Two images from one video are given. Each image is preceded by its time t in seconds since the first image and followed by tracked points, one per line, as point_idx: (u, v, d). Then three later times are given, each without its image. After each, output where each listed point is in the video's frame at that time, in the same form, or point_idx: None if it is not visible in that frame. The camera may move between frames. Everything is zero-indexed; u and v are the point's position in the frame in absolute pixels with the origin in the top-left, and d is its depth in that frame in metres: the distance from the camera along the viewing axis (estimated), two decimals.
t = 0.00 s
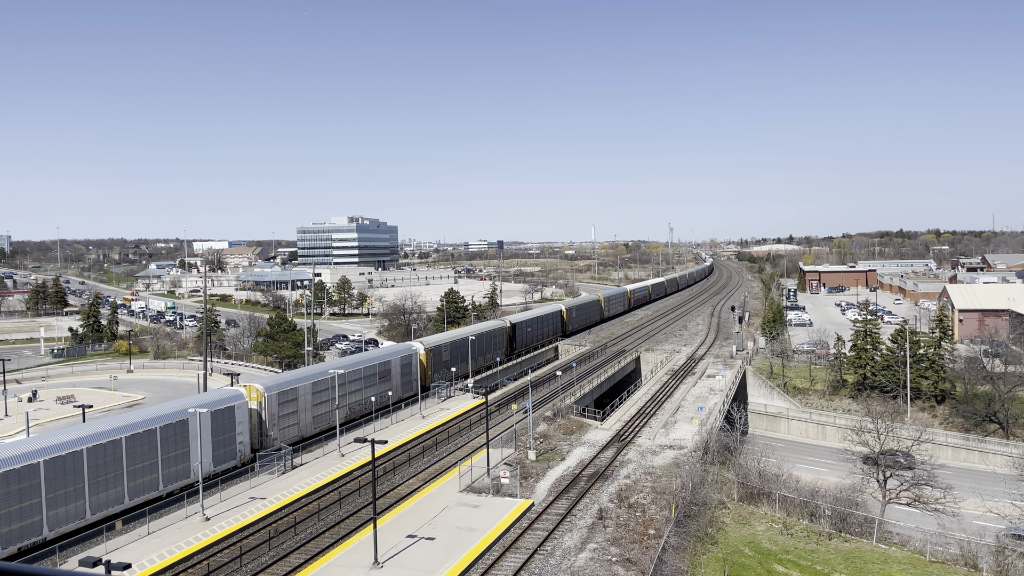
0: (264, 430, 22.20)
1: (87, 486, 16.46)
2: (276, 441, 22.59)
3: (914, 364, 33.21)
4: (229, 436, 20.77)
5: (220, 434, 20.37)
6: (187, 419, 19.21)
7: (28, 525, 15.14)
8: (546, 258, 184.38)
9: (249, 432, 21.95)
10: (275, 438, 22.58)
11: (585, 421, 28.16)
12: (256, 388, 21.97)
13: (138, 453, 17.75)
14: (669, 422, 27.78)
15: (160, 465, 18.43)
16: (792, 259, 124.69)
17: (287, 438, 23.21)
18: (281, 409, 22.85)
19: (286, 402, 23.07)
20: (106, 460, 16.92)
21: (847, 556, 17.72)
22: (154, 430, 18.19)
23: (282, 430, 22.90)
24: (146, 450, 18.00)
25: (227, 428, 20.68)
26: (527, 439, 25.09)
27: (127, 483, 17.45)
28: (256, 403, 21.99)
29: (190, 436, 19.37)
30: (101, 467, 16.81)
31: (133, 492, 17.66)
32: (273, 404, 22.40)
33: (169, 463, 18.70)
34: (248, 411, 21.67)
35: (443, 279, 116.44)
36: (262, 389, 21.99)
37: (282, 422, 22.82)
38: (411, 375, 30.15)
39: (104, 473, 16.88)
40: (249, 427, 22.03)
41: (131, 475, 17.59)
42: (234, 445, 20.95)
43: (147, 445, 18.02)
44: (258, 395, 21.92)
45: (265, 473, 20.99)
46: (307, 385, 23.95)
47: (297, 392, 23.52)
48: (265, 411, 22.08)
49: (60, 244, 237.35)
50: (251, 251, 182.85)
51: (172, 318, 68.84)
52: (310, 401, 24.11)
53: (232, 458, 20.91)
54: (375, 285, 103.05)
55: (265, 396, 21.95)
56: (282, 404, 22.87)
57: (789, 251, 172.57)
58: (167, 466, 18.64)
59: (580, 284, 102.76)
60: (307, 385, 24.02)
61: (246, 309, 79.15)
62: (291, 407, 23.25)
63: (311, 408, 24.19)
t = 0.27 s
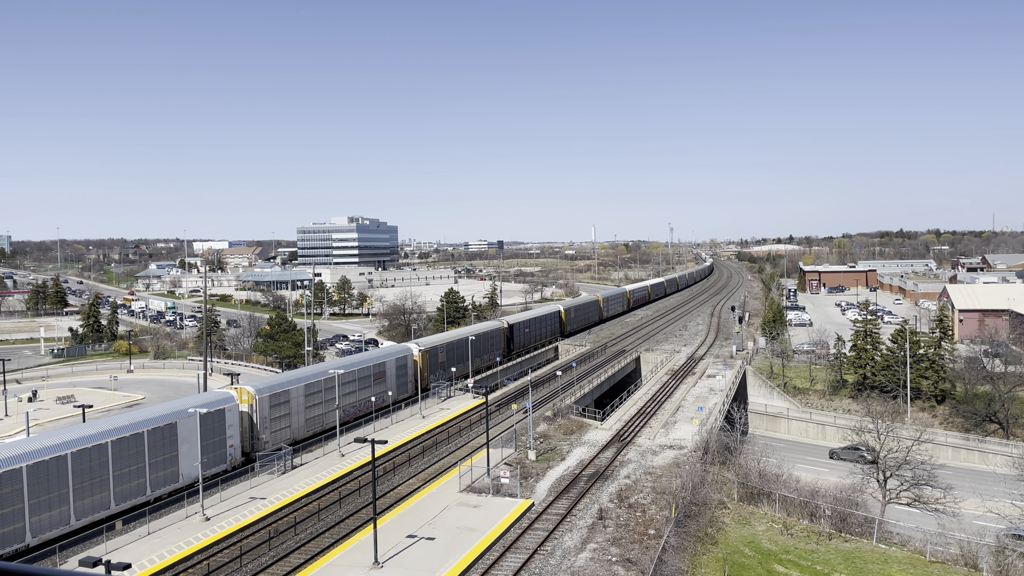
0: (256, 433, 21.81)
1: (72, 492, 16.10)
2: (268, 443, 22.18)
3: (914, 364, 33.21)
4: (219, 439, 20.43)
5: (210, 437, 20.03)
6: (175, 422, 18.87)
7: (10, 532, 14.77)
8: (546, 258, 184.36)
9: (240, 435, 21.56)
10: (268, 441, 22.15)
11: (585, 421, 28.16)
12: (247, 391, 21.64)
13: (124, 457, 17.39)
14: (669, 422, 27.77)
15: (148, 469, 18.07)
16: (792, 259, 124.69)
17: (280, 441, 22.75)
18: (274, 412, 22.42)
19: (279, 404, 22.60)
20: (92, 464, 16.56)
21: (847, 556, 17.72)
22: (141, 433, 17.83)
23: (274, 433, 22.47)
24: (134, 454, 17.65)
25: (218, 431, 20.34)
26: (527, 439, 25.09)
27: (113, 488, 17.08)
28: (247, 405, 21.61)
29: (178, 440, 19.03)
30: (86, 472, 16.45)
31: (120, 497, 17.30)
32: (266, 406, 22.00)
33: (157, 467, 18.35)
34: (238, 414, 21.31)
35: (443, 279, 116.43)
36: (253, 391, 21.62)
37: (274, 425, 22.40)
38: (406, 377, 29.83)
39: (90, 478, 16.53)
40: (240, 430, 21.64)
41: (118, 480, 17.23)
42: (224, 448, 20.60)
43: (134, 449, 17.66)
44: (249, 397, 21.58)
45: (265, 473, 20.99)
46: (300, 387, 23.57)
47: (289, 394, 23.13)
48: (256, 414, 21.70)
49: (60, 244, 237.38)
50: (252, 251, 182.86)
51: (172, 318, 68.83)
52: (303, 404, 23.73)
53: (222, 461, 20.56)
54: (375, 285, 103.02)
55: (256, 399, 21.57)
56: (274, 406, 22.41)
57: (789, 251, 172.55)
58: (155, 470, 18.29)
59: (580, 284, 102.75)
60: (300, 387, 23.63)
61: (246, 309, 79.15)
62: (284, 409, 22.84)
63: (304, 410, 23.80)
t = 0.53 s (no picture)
0: (247, 437, 21.53)
1: (55, 498, 15.75)
2: (259, 447, 21.89)
3: (914, 364, 33.22)
4: (209, 442, 20.12)
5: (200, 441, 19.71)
6: (163, 426, 18.50)
7: None
8: (547, 258, 184.35)
9: (230, 438, 21.32)
10: (259, 445, 21.87)
11: (585, 421, 28.16)
12: (238, 393, 21.34)
13: (109, 462, 16.99)
14: (669, 422, 27.79)
15: (134, 473, 17.70)
16: (792, 259, 124.73)
17: (272, 444, 22.45)
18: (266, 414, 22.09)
19: (271, 406, 22.29)
20: (75, 470, 16.19)
21: (847, 556, 17.72)
22: (128, 437, 17.45)
23: (266, 436, 22.16)
24: (119, 459, 17.25)
25: (208, 434, 20.06)
26: (527, 439, 25.09)
27: (98, 493, 16.71)
28: (238, 408, 21.30)
29: (167, 443, 18.67)
30: (70, 477, 16.09)
31: (105, 502, 16.92)
32: (257, 408, 21.69)
33: (143, 472, 17.98)
34: (229, 417, 21.04)
35: (443, 279, 116.43)
36: (245, 394, 21.33)
37: (266, 428, 22.09)
38: (400, 378, 29.59)
39: (74, 483, 16.17)
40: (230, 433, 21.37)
41: (103, 485, 16.84)
42: (214, 452, 20.32)
43: (121, 453, 17.31)
44: (241, 399, 21.29)
45: (265, 473, 20.98)
46: (292, 390, 23.28)
47: (281, 397, 22.82)
48: (247, 417, 21.40)
49: (60, 244, 237.32)
50: (251, 250, 182.81)
51: (172, 318, 68.80)
52: (295, 406, 23.44)
53: (212, 465, 20.28)
54: (375, 285, 103.01)
55: (247, 401, 21.25)
56: (267, 408, 22.10)
57: (789, 251, 172.49)
58: (142, 474, 17.96)
59: (580, 284, 102.74)
60: (292, 390, 23.34)
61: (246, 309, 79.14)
62: (275, 412, 22.48)
63: (296, 413, 23.51)
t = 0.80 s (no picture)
0: (237, 440, 21.18)
1: (38, 503, 15.37)
2: (250, 451, 21.54)
3: (914, 364, 33.22)
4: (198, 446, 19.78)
5: (188, 444, 19.37)
6: (152, 429, 18.16)
7: None
8: (546, 258, 184.32)
9: (220, 442, 21.01)
10: (250, 448, 21.54)
11: (585, 421, 28.16)
12: (228, 396, 20.94)
13: (94, 467, 16.62)
14: (669, 422, 27.78)
15: (121, 478, 17.34)
16: (792, 259, 124.79)
17: (263, 448, 22.11)
18: (257, 417, 21.74)
19: (262, 409, 21.93)
20: (59, 474, 15.82)
21: (847, 556, 17.71)
22: (115, 440, 17.12)
23: (257, 440, 21.82)
24: (104, 463, 16.88)
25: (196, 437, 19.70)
26: (527, 439, 25.09)
27: (83, 498, 16.34)
28: (229, 411, 20.96)
29: (155, 447, 18.32)
30: (54, 482, 15.73)
31: (91, 508, 16.55)
32: (248, 412, 21.35)
33: (130, 477, 17.61)
34: (218, 420, 20.71)
35: (443, 279, 116.40)
36: (234, 397, 20.95)
37: (258, 430, 21.75)
38: (396, 379, 29.27)
39: (58, 488, 15.80)
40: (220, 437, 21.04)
41: (88, 490, 16.47)
42: (204, 456, 19.98)
43: (106, 458, 16.94)
44: (231, 402, 20.89)
45: (265, 473, 20.98)
46: (284, 392, 22.95)
47: (273, 399, 22.45)
48: (238, 420, 21.05)
49: (60, 244, 237.29)
50: (252, 250, 182.78)
51: (172, 318, 68.80)
52: (287, 409, 23.08)
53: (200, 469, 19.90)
54: (375, 285, 102.99)
55: (238, 404, 20.91)
56: (258, 412, 21.76)
57: (789, 251, 172.52)
58: (129, 479, 17.58)
59: (580, 284, 102.74)
60: (284, 392, 23.00)
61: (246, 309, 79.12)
62: (267, 416, 22.14)
63: (288, 415, 23.18)
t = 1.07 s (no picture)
0: (227, 444, 20.82)
1: (21, 510, 14.98)
2: (240, 455, 21.19)
3: (914, 364, 33.22)
4: (187, 449, 19.40)
5: (177, 448, 18.99)
6: (139, 433, 17.77)
7: None
8: (546, 258, 184.26)
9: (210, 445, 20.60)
10: (240, 452, 21.21)
11: (585, 421, 28.16)
12: (218, 399, 20.63)
13: (79, 471, 16.24)
14: (669, 422, 27.77)
15: (107, 483, 16.95)
16: (792, 259, 124.81)
17: (254, 451, 21.77)
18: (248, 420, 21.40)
19: (253, 412, 21.59)
20: (43, 479, 15.44)
21: (846, 556, 17.72)
22: (99, 445, 16.71)
23: (248, 443, 21.47)
24: (90, 468, 16.50)
25: (185, 441, 19.31)
26: (527, 439, 25.08)
27: (68, 504, 15.97)
28: (218, 414, 20.61)
29: (143, 451, 17.94)
30: (37, 488, 15.36)
31: (75, 514, 16.18)
32: (238, 414, 21.00)
33: (117, 481, 17.22)
34: (208, 423, 20.29)
35: (443, 279, 116.40)
36: (224, 399, 20.62)
37: (248, 434, 21.42)
38: (391, 382, 28.90)
39: (41, 494, 15.42)
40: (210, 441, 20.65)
41: (72, 496, 16.09)
42: (193, 459, 19.55)
43: (92, 462, 16.55)
44: (221, 405, 20.56)
45: (265, 473, 20.99)
46: (276, 395, 22.57)
47: (265, 402, 22.10)
48: (227, 423, 20.66)
49: (60, 243, 237.29)
50: (252, 250, 182.81)
51: (172, 318, 68.79)
52: (279, 411, 22.71)
53: (189, 474, 19.48)
54: (375, 285, 102.99)
55: (228, 407, 20.59)
56: (249, 414, 21.43)
57: (789, 251, 172.52)
58: (115, 484, 17.19)
59: (580, 284, 102.75)
60: (276, 394, 22.62)
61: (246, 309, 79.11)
62: (258, 419, 21.79)
63: (280, 418, 22.82)
